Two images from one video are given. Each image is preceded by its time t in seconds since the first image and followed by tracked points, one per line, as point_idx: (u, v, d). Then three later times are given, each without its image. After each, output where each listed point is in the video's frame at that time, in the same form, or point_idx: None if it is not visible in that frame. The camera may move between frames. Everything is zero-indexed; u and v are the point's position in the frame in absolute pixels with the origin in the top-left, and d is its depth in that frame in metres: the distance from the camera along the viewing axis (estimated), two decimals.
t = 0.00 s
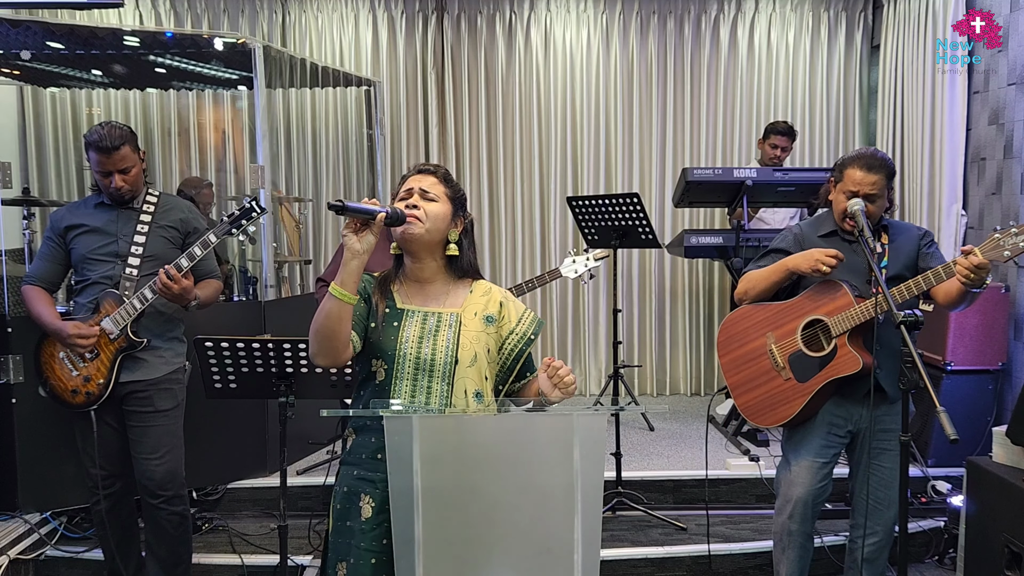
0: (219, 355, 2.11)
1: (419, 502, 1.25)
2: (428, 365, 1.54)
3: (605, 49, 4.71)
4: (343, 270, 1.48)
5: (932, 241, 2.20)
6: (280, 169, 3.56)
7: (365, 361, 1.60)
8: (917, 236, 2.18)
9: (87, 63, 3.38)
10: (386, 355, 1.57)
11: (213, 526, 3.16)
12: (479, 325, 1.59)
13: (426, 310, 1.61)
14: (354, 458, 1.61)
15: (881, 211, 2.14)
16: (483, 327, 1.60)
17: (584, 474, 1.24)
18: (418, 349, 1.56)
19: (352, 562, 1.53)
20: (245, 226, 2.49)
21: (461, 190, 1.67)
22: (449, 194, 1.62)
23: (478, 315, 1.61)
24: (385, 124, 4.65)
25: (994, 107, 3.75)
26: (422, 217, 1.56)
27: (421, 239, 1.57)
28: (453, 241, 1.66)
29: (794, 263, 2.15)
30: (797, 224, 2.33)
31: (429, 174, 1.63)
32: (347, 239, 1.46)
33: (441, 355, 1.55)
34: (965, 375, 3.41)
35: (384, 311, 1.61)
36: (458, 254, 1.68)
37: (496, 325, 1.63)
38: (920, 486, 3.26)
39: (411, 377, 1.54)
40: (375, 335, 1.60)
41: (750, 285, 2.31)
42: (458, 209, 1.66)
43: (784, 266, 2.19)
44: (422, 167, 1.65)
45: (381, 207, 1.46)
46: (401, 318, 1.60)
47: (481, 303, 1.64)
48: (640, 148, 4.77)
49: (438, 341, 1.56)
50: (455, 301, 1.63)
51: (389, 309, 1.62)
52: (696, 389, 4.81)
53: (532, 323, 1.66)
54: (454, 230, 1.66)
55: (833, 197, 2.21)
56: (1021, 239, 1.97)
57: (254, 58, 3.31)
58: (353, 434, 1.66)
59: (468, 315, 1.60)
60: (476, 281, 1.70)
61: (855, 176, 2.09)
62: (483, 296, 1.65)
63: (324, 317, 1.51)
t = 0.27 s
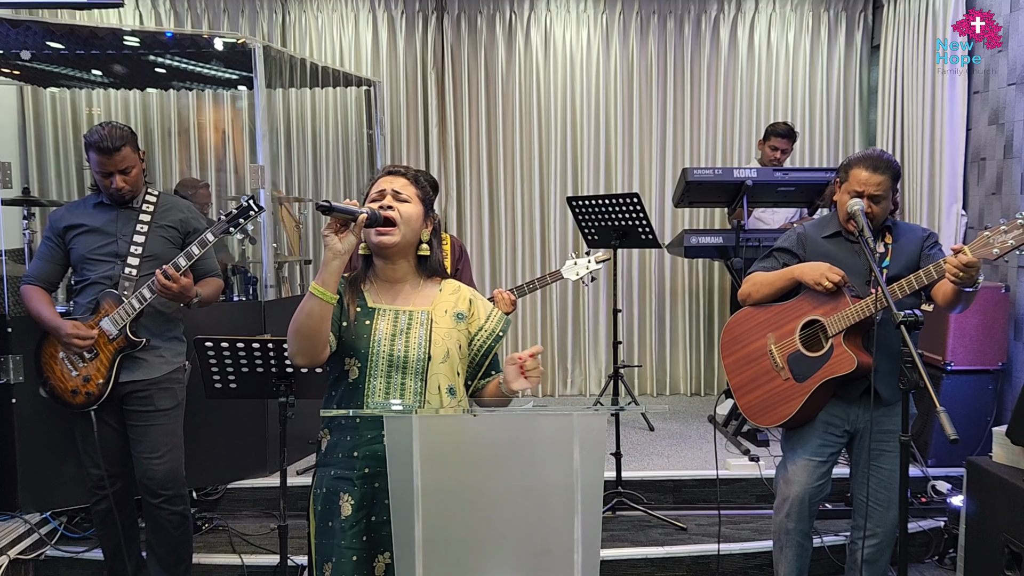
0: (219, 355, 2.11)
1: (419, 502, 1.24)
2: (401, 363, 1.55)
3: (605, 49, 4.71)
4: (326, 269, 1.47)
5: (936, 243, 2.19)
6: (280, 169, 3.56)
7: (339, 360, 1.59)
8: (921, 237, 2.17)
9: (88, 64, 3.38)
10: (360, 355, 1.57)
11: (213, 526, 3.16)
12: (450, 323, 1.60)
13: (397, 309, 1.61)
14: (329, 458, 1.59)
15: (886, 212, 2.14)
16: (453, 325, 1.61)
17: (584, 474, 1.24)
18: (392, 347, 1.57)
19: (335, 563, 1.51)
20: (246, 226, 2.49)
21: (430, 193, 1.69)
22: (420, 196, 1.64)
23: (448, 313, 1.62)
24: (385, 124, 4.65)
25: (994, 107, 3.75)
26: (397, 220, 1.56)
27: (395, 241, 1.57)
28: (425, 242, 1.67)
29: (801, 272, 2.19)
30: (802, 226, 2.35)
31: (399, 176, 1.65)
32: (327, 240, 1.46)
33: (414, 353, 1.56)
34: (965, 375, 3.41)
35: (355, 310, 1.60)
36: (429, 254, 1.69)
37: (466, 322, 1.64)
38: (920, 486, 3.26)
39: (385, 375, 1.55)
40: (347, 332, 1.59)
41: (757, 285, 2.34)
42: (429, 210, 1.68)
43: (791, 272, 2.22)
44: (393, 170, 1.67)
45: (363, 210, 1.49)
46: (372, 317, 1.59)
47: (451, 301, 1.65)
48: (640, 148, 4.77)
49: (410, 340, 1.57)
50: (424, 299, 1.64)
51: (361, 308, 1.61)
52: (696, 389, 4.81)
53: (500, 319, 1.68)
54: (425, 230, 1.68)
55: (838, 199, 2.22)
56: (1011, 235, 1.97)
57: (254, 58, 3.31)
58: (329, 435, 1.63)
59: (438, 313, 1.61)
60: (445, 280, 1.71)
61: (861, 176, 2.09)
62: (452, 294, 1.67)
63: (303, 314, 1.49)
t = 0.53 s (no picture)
0: (219, 355, 2.11)
1: (419, 502, 1.24)
2: (373, 361, 1.57)
3: (605, 49, 4.71)
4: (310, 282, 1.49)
5: (936, 242, 2.19)
6: (280, 169, 3.56)
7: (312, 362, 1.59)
8: (920, 236, 2.17)
9: (88, 64, 3.38)
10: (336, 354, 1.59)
11: (212, 526, 3.16)
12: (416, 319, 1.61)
13: (366, 309, 1.61)
14: (300, 458, 1.57)
15: (885, 211, 2.14)
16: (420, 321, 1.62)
17: (585, 474, 1.24)
18: (363, 347, 1.58)
19: (304, 561, 1.49)
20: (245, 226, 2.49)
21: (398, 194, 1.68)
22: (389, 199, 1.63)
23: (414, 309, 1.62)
24: (385, 124, 4.65)
25: (994, 107, 3.75)
26: (369, 224, 1.55)
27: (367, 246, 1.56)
28: (393, 244, 1.67)
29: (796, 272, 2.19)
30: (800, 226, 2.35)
31: (369, 178, 1.63)
32: (308, 252, 1.45)
33: (384, 351, 1.58)
34: (965, 375, 3.41)
35: (324, 312, 1.60)
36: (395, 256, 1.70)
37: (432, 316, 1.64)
38: (920, 486, 3.26)
39: (358, 375, 1.57)
40: (318, 333, 1.59)
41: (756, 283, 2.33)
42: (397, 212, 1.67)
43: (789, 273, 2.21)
44: (362, 171, 1.65)
45: (341, 221, 1.48)
46: (341, 317, 1.60)
47: (416, 296, 1.65)
48: (640, 148, 4.77)
49: (380, 338, 1.58)
50: (392, 297, 1.64)
51: (330, 309, 1.61)
52: (696, 389, 4.81)
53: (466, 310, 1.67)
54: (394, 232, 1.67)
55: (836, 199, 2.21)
56: (1005, 238, 1.97)
57: (254, 58, 3.31)
58: (296, 434, 1.60)
59: (405, 310, 1.61)
60: (412, 276, 1.71)
61: (859, 176, 2.09)
62: (417, 289, 1.66)
63: (282, 323, 1.50)
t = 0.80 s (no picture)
0: (219, 355, 2.11)
1: (420, 502, 1.24)
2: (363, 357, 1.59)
3: (605, 49, 4.71)
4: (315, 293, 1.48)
5: (930, 240, 2.19)
6: (280, 169, 3.56)
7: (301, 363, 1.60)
8: (914, 234, 2.17)
9: (88, 64, 3.38)
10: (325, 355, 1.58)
11: (212, 526, 3.16)
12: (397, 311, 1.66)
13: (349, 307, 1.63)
14: (294, 458, 1.57)
15: (880, 204, 2.13)
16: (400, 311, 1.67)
17: (585, 474, 1.24)
18: (351, 345, 1.59)
19: (302, 562, 1.50)
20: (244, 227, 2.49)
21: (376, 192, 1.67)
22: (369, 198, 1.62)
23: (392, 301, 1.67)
24: (385, 124, 4.65)
25: (994, 108, 3.75)
26: (357, 226, 1.55)
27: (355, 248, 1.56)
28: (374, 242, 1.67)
29: (796, 273, 2.18)
30: (793, 228, 2.34)
31: (349, 176, 1.61)
32: (315, 265, 1.46)
33: (372, 345, 1.61)
34: (965, 375, 3.41)
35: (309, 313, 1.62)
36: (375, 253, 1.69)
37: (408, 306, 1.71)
38: (920, 486, 3.27)
39: (350, 372, 1.58)
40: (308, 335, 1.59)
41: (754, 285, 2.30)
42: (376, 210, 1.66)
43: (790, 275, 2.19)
44: (341, 170, 1.63)
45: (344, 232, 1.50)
46: (326, 317, 1.60)
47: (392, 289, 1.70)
48: (640, 148, 4.77)
49: (366, 333, 1.61)
50: (371, 293, 1.67)
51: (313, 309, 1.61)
52: (696, 389, 4.81)
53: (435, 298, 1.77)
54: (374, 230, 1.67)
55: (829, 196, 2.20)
56: (1003, 236, 1.96)
57: (254, 58, 3.31)
58: (285, 436, 1.60)
59: (385, 303, 1.66)
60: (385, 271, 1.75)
61: (853, 170, 2.09)
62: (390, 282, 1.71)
63: (287, 335, 1.49)
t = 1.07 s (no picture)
0: (219, 355, 2.11)
1: (420, 502, 1.24)
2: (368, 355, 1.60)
3: (605, 49, 4.71)
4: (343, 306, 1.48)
5: (918, 241, 2.20)
6: (280, 169, 3.56)
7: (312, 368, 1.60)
8: (902, 235, 2.18)
9: (88, 64, 3.39)
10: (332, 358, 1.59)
11: (212, 526, 3.16)
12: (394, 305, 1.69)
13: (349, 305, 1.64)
14: (303, 459, 1.56)
15: (872, 201, 2.14)
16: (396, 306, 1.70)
17: (585, 474, 1.24)
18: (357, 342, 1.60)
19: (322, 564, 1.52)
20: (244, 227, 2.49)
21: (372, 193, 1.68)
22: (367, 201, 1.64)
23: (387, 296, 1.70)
24: (385, 124, 4.64)
25: (994, 108, 3.75)
26: (359, 232, 1.58)
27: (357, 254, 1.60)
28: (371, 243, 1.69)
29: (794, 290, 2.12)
30: (781, 229, 2.30)
31: (349, 178, 1.62)
32: (349, 279, 1.45)
33: (375, 340, 1.62)
34: (964, 375, 3.41)
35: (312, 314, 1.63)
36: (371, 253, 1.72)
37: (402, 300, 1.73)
38: (920, 486, 3.27)
39: (356, 371, 1.59)
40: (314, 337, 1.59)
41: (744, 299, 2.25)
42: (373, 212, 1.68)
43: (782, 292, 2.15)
44: (340, 172, 1.63)
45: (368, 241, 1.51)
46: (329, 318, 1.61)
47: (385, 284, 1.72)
48: (640, 148, 4.77)
49: (368, 330, 1.62)
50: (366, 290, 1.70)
51: (314, 311, 1.64)
52: (696, 389, 4.80)
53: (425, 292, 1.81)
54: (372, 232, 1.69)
55: (820, 195, 2.20)
56: (1009, 249, 1.98)
57: (254, 58, 3.31)
58: (292, 437, 1.57)
59: (381, 299, 1.68)
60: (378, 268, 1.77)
61: (847, 164, 2.10)
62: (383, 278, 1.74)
63: (314, 347, 1.47)
